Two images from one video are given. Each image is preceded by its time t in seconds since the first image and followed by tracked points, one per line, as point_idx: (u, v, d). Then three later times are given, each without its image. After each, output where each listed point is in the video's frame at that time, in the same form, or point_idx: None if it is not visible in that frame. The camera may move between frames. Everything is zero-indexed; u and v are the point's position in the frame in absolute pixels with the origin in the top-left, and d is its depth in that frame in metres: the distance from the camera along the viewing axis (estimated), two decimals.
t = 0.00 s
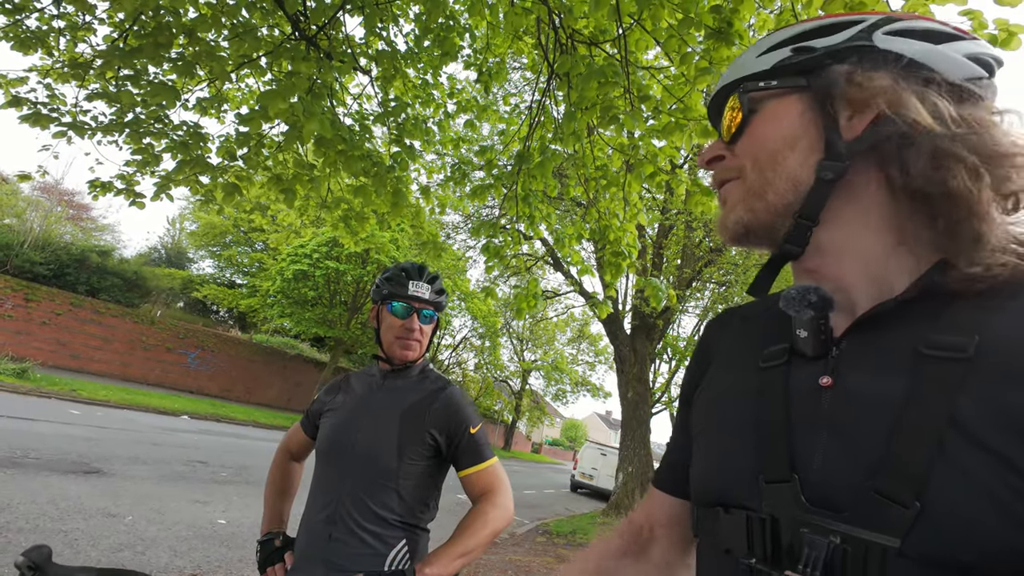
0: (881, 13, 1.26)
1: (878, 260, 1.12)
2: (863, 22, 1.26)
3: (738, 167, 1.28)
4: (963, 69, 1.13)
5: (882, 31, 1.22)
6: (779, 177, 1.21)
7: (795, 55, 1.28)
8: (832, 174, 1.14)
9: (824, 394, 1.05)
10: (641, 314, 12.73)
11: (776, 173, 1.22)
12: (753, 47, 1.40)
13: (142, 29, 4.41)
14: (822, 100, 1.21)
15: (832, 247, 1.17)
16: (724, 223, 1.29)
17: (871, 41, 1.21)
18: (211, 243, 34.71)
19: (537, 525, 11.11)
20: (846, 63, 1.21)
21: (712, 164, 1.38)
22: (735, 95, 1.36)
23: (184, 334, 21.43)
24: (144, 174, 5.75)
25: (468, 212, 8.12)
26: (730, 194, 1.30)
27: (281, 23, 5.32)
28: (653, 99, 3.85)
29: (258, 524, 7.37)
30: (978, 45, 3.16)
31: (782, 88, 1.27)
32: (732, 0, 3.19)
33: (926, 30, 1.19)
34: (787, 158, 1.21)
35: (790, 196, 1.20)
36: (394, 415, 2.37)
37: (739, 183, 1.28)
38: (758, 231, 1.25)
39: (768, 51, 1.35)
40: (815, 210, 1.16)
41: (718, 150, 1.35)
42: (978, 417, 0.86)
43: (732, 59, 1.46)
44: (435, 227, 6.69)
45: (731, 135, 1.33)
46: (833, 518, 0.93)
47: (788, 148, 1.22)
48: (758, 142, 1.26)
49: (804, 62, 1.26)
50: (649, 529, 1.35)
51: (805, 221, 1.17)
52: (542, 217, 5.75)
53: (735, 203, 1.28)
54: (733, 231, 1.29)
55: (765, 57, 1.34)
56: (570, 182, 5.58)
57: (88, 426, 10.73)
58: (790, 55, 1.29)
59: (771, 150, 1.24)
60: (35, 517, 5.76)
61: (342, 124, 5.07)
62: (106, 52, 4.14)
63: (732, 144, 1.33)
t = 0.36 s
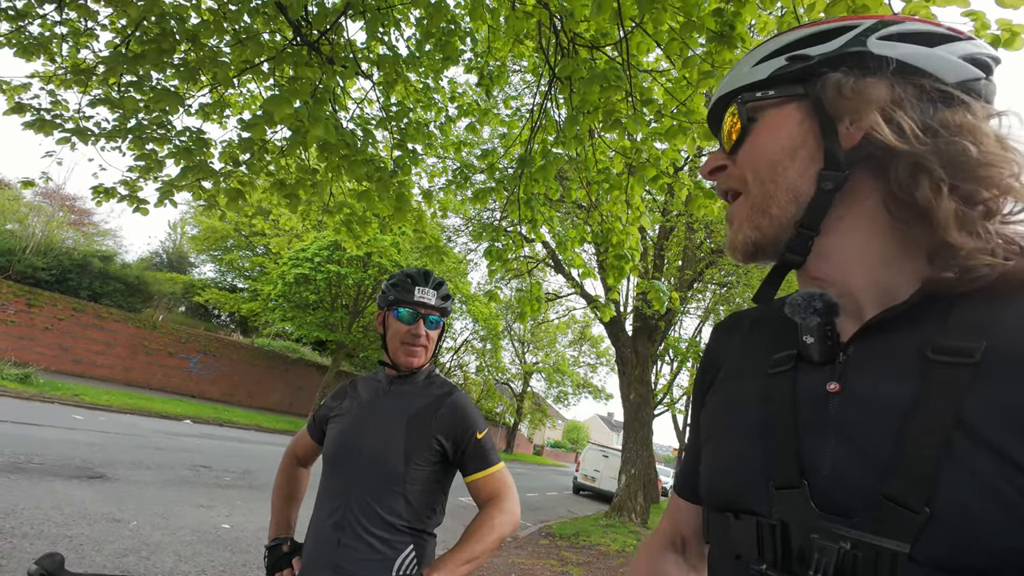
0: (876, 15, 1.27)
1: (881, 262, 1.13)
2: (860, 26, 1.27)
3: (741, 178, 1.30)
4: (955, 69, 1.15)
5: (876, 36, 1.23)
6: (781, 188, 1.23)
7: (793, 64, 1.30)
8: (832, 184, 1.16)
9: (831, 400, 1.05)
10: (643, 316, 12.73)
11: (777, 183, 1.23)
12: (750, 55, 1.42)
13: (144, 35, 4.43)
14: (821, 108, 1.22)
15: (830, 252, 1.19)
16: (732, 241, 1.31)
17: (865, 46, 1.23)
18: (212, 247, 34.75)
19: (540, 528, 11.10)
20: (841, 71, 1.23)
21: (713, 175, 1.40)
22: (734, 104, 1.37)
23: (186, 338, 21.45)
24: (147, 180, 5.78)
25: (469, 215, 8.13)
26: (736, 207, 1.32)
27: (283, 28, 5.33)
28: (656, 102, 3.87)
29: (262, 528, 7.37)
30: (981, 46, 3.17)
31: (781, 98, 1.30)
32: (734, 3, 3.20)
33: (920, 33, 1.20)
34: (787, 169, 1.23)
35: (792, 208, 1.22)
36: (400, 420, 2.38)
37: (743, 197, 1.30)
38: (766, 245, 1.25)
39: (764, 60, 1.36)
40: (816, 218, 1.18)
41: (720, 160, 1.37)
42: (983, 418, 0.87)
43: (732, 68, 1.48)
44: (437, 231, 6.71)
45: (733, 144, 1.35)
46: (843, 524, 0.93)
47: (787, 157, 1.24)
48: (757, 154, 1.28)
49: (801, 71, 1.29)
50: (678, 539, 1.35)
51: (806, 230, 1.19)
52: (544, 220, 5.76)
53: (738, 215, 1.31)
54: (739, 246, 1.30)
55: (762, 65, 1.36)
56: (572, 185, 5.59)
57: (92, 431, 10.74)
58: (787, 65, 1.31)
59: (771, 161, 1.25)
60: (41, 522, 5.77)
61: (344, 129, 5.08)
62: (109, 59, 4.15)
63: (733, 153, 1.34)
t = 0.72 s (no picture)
0: (855, 29, 1.26)
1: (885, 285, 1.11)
2: (842, 44, 1.26)
3: (749, 208, 1.29)
4: (947, 76, 1.11)
5: (858, 54, 1.22)
6: (783, 211, 1.22)
7: (781, 93, 1.31)
8: (829, 209, 1.14)
9: (845, 414, 1.05)
10: (645, 317, 12.71)
11: (780, 208, 1.23)
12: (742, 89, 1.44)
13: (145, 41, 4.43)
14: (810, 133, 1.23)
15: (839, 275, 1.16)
16: (745, 261, 1.30)
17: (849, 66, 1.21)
18: (213, 250, 34.78)
19: (543, 530, 11.08)
20: (827, 95, 1.23)
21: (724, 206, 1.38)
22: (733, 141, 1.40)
23: (188, 341, 21.45)
24: (149, 185, 5.78)
25: (470, 218, 8.13)
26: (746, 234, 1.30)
27: (284, 33, 5.33)
28: (658, 106, 3.86)
29: (265, 531, 7.37)
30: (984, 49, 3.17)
31: (773, 127, 1.31)
32: (737, 7, 3.19)
33: (904, 44, 1.17)
34: (788, 194, 1.23)
35: (795, 231, 1.21)
36: (404, 428, 2.37)
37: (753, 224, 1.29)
38: (773, 262, 1.24)
39: (756, 90, 1.38)
40: (819, 242, 1.15)
41: (729, 191, 1.35)
42: (998, 437, 0.86)
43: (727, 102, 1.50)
44: (439, 234, 6.70)
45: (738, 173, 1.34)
46: (856, 540, 0.93)
47: (787, 182, 1.24)
48: (760, 182, 1.28)
49: (786, 97, 1.29)
50: (704, 542, 1.35)
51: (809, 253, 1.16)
52: (546, 223, 5.75)
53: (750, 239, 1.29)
54: (752, 264, 1.29)
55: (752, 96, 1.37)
56: (573, 188, 5.59)
57: (94, 434, 10.74)
58: (775, 94, 1.32)
59: (773, 188, 1.25)
60: (44, 526, 5.77)
61: (346, 133, 5.08)
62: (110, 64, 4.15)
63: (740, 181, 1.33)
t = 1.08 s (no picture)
0: (829, 27, 1.27)
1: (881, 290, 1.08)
2: (814, 45, 1.26)
3: (750, 218, 1.29)
4: (926, 65, 1.09)
5: (830, 55, 1.21)
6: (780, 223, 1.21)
7: (764, 104, 1.32)
8: (826, 217, 1.13)
9: (871, 413, 1.01)
10: (646, 315, 12.67)
11: (777, 219, 1.22)
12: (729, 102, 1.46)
13: (145, 39, 4.39)
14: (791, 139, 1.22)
15: (840, 276, 1.14)
16: (750, 271, 1.28)
17: (823, 68, 1.21)
18: (214, 250, 34.76)
19: (545, 529, 11.05)
20: (806, 102, 1.22)
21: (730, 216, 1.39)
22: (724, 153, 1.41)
23: (188, 341, 21.43)
24: (148, 184, 5.74)
25: (471, 217, 8.08)
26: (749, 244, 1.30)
27: (283, 30, 5.30)
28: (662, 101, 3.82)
29: (267, 532, 7.34)
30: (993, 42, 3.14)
31: (762, 137, 1.31)
32: (743, 0, 3.16)
33: (878, 37, 1.17)
34: (783, 204, 1.21)
35: (798, 240, 1.19)
36: (408, 428, 2.33)
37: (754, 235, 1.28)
38: (780, 271, 1.23)
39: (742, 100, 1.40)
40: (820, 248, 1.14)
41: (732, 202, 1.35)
42: None
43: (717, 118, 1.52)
44: (440, 233, 6.66)
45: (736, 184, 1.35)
46: (886, 540, 0.90)
47: (781, 192, 1.22)
48: (756, 194, 1.27)
49: (767, 106, 1.31)
50: (726, 547, 1.32)
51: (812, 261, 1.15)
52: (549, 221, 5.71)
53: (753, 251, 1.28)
54: (758, 274, 1.28)
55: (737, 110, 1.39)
56: (576, 185, 5.56)
57: (94, 435, 10.71)
58: (757, 106, 1.33)
59: (769, 198, 1.24)
60: (46, 528, 5.74)
61: (346, 130, 5.04)
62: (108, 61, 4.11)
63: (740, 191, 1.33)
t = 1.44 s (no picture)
0: (837, 19, 1.21)
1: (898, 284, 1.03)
2: (826, 38, 1.20)
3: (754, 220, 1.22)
4: (946, 64, 1.05)
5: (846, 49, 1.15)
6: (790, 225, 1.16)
7: (771, 99, 1.26)
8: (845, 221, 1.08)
9: (866, 406, 1.00)
10: (645, 314, 12.66)
11: (791, 223, 1.15)
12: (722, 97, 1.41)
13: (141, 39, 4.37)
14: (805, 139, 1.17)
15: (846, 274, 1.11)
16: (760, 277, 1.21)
17: (839, 63, 1.15)
18: (213, 251, 34.69)
19: (545, 528, 11.04)
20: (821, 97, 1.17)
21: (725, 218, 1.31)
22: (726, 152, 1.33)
23: (188, 342, 21.41)
24: (145, 184, 5.71)
25: (470, 216, 8.06)
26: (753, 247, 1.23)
27: (280, 29, 5.28)
28: (661, 98, 3.80)
29: (267, 532, 7.33)
30: (992, 39, 3.13)
31: (769, 136, 1.25)
32: None
33: (895, 32, 1.12)
34: (798, 207, 1.15)
35: (812, 244, 1.13)
36: (406, 427, 2.32)
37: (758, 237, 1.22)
38: (792, 277, 1.17)
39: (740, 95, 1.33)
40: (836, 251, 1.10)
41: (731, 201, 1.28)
42: None
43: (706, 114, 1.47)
44: (439, 232, 6.64)
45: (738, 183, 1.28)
46: (884, 534, 0.89)
47: (794, 194, 1.16)
48: (765, 195, 1.21)
49: (775, 101, 1.24)
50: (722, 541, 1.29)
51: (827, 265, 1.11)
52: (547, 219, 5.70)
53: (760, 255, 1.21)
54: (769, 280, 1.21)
55: (738, 103, 1.32)
56: (574, 183, 5.54)
57: (94, 436, 10.69)
58: (763, 101, 1.27)
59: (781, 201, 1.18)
60: (45, 529, 5.72)
61: (344, 129, 5.02)
62: (104, 61, 4.09)
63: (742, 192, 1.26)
